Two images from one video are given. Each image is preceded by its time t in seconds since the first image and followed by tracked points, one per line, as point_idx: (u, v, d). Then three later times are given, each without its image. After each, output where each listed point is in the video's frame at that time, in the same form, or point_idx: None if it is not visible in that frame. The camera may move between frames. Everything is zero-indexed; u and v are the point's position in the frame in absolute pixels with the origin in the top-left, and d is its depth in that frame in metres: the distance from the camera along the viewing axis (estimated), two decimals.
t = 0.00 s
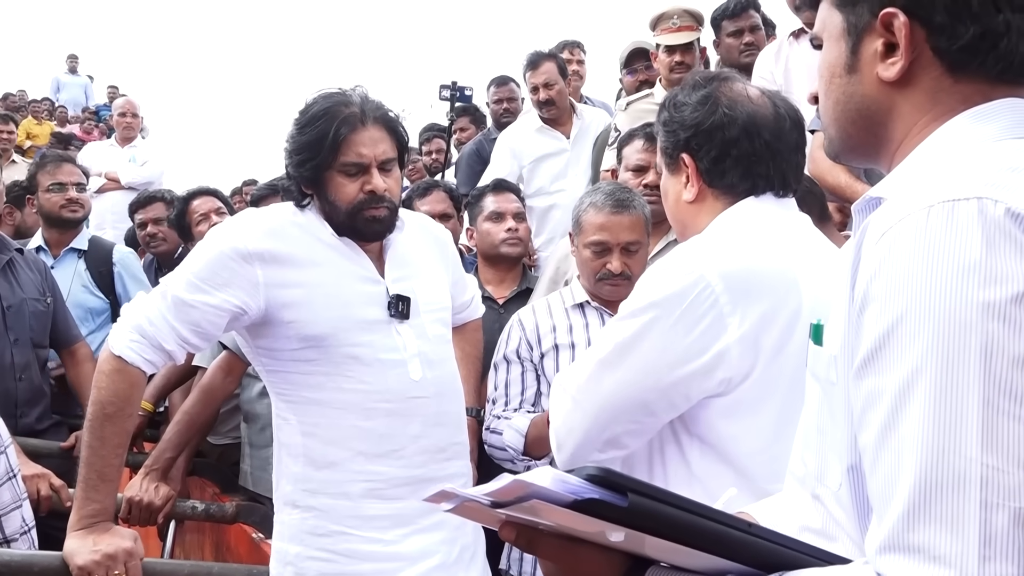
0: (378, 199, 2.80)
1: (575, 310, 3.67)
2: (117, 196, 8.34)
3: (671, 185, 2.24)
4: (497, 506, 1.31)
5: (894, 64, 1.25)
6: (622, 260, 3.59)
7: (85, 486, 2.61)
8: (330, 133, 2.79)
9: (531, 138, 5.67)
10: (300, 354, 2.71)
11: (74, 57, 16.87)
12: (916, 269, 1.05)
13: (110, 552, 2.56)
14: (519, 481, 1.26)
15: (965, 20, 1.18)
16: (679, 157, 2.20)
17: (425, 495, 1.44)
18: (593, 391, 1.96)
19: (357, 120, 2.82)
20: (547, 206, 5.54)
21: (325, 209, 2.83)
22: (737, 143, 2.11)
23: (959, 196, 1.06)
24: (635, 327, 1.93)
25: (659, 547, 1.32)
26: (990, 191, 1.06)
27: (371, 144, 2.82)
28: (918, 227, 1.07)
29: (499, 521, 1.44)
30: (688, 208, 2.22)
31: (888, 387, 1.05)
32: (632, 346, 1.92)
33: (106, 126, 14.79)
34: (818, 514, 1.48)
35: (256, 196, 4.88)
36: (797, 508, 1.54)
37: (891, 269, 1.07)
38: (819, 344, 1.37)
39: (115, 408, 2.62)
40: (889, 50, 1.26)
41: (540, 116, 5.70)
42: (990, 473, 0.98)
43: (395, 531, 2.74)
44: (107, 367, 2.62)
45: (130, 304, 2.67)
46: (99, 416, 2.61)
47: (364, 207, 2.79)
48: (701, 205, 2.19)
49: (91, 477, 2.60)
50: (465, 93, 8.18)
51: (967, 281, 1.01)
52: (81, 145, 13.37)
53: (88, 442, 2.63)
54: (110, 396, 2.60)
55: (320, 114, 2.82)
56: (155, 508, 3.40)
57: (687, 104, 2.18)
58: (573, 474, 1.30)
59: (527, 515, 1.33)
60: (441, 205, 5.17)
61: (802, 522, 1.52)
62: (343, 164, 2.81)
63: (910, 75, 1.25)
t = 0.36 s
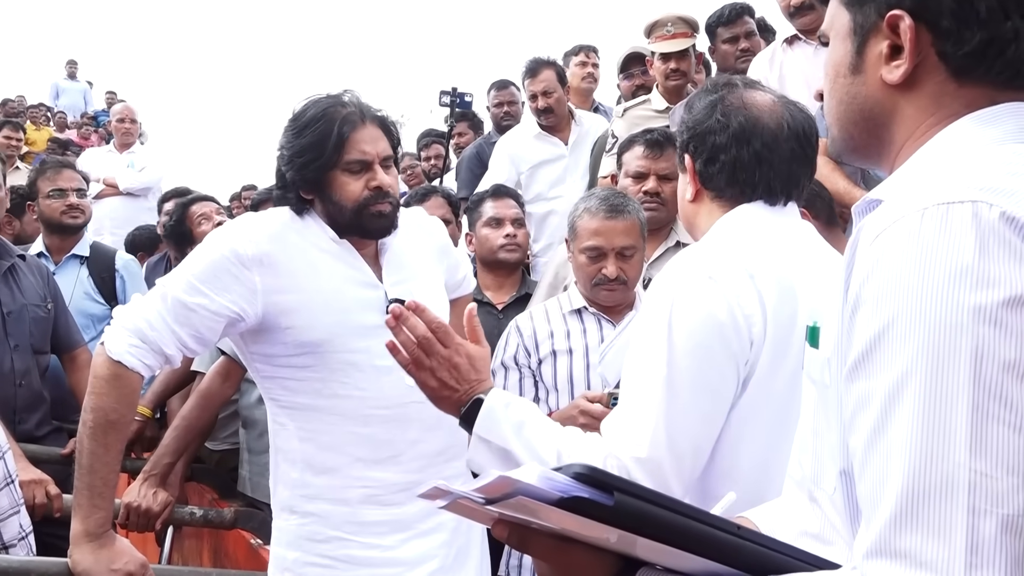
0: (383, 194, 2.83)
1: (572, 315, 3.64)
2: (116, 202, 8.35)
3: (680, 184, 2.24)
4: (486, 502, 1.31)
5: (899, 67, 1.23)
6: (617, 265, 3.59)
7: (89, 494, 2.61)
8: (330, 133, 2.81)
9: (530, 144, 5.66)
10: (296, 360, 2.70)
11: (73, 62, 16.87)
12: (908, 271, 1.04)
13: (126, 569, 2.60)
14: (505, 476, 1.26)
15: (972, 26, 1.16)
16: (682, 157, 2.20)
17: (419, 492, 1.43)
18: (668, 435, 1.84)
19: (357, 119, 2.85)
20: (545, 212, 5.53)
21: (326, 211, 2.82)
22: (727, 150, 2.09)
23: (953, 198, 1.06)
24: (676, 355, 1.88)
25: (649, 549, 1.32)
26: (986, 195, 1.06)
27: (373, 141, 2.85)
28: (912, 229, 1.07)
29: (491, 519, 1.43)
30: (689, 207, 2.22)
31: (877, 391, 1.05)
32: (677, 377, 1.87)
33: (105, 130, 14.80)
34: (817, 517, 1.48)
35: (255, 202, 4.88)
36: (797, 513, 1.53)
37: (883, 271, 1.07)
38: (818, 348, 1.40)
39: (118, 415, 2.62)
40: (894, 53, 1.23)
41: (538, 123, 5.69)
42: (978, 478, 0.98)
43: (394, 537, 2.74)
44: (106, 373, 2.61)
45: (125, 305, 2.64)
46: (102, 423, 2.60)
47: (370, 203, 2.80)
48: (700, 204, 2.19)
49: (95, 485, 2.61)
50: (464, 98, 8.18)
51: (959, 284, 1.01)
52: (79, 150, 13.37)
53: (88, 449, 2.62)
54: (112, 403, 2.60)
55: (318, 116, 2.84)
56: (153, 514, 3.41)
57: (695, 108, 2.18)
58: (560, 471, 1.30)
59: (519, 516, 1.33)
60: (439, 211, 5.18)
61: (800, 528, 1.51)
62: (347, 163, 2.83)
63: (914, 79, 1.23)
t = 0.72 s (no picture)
0: (385, 196, 2.88)
1: (572, 319, 3.64)
2: (117, 203, 8.36)
3: (687, 183, 2.16)
4: (480, 508, 1.32)
5: (898, 75, 1.22)
6: (617, 271, 3.57)
7: (85, 495, 2.61)
8: (341, 131, 2.85)
9: (532, 149, 5.66)
10: (301, 361, 2.69)
11: (75, 63, 16.89)
12: (904, 278, 1.04)
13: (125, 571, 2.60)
14: (496, 485, 1.26)
15: (972, 34, 1.15)
16: (699, 156, 2.12)
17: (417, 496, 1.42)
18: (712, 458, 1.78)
19: (361, 120, 2.91)
20: (547, 217, 5.54)
21: (330, 210, 2.84)
22: (759, 154, 2.06)
23: (950, 206, 1.06)
24: (711, 365, 1.83)
25: (645, 557, 1.32)
26: (983, 202, 1.05)
27: (378, 143, 2.92)
28: (909, 237, 1.06)
29: (487, 525, 1.41)
30: (699, 208, 2.14)
31: (871, 399, 1.05)
32: (716, 393, 1.82)
33: (107, 131, 14.82)
34: (815, 524, 1.47)
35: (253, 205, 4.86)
36: (795, 519, 1.53)
37: (878, 279, 1.07)
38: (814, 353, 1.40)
39: (114, 416, 2.62)
40: (894, 60, 1.23)
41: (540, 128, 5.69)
42: (970, 489, 0.98)
43: (399, 536, 2.73)
44: (103, 375, 2.60)
45: (124, 307, 2.65)
46: (98, 424, 2.60)
47: (371, 205, 2.84)
48: (714, 206, 2.12)
49: (92, 485, 2.60)
50: (467, 101, 8.19)
51: (953, 293, 1.01)
52: (82, 150, 13.39)
53: (85, 450, 2.62)
54: (108, 404, 2.60)
55: (325, 116, 2.87)
56: (152, 515, 3.41)
57: (719, 106, 2.11)
58: (551, 479, 1.30)
59: (514, 523, 1.33)
60: (439, 214, 5.18)
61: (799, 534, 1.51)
62: (355, 161, 2.87)
63: (914, 87, 1.22)
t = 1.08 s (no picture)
0: (393, 197, 2.92)
1: (574, 322, 3.64)
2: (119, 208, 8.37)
3: (688, 186, 2.14)
4: (480, 509, 1.32)
5: (902, 77, 1.22)
6: (620, 275, 3.57)
7: (93, 498, 2.61)
8: (357, 132, 2.89)
9: (534, 152, 5.66)
10: (303, 363, 2.70)
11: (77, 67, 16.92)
12: (902, 277, 1.04)
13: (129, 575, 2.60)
14: (495, 484, 1.26)
15: (977, 35, 1.15)
16: (704, 159, 2.11)
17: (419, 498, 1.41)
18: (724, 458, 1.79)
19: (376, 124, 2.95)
20: (550, 219, 5.55)
21: (339, 206, 2.87)
22: (768, 158, 2.06)
23: (949, 206, 1.06)
24: (724, 371, 1.84)
25: (645, 557, 1.32)
26: (982, 201, 1.05)
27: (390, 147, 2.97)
28: (907, 236, 1.06)
29: (489, 526, 1.41)
30: (702, 211, 2.13)
31: (869, 399, 1.05)
32: (728, 393, 1.82)
33: (110, 135, 14.83)
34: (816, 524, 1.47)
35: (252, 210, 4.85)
36: (797, 520, 1.53)
37: (876, 278, 1.07)
38: (814, 353, 1.39)
39: (122, 420, 2.61)
40: (897, 61, 1.23)
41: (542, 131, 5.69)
42: (968, 488, 0.98)
43: (399, 535, 2.72)
44: (112, 379, 2.60)
45: (131, 312, 2.65)
46: (107, 428, 2.60)
47: (380, 204, 2.88)
48: (717, 209, 2.11)
49: (98, 490, 2.60)
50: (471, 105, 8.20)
51: (952, 293, 1.01)
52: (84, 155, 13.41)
53: (93, 454, 2.62)
54: (117, 409, 2.60)
55: (342, 117, 2.90)
56: (154, 519, 3.40)
57: (724, 109, 2.12)
58: (550, 479, 1.30)
59: (515, 523, 1.33)
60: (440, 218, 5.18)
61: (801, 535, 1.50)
62: (367, 161, 2.90)
63: (917, 88, 1.22)
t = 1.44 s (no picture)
0: (402, 199, 2.94)
1: (574, 323, 3.63)
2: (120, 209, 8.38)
3: (679, 192, 2.14)
4: (477, 508, 1.32)
5: (903, 78, 1.22)
6: (625, 284, 3.55)
7: (97, 498, 2.59)
8: (376, 130, 2.92)
9: (534, 154, 5.66)
10: (297, 353, 2.69)
11: (78, 68, 16.93)
12: (899, 278, 1.04)
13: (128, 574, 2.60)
14: (491, 484, 1.27)
15: (978, 35, 1.15)
16: (693, 164, 2.11)
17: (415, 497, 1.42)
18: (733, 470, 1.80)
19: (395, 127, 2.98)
20: (550, 221, 5.57)
21: (349, 200, 2.89)
22: (756, 160, 2.06)
23: (946, 208, 1.06)
24: (733, 381, 1.85)
25: (641, 558, 1.32)
26: (980, 203, 1.05)
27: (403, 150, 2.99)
28: (905, 238, 1.06)
29: (486, 524, 1.41)
30: (695, 216, 2.13)
31: (866, 400, 1.05)
32: (737, 406, 1.83)
33: (111, 136, 14.84)
34: (813, 524, 1.46)
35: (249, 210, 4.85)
36: (794, 519, 1.52)
37: (873, 280, 1.07)
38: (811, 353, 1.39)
39: (130, 421, 2.61)
40: (898, 63, 1.23)
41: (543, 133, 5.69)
42: (964, 491, 0.99)
43: (391, 529, 2.71)
44: (122, 379, 2.59)
45: (138, 314, 2.64)
46: (116, 428, 2.59)
47: (388, 203, 2.90)
48: (710, 215, 2.12)
49: (103, 489, 2.59)
50: (472, 106, 8.19)
51: (948, 294, 1.01)
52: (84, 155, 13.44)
53: (100, 454, 2.60)
54: (126, 409, 2.59)
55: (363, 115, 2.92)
56: (154, 521, 3.40)
57: (710, 113, 2.12)
58: (547, 479, 1.30)
59: (513, 524, 1.33)
60: (439, 220, 5.17)
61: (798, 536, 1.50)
62: (381, 160, 2.93)
63: (918, 90, 1.22)
